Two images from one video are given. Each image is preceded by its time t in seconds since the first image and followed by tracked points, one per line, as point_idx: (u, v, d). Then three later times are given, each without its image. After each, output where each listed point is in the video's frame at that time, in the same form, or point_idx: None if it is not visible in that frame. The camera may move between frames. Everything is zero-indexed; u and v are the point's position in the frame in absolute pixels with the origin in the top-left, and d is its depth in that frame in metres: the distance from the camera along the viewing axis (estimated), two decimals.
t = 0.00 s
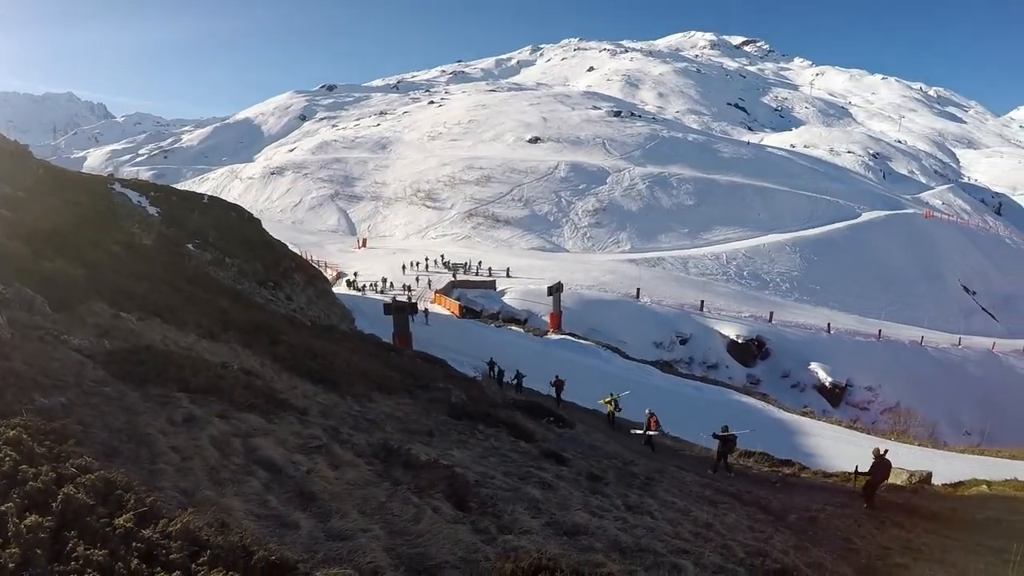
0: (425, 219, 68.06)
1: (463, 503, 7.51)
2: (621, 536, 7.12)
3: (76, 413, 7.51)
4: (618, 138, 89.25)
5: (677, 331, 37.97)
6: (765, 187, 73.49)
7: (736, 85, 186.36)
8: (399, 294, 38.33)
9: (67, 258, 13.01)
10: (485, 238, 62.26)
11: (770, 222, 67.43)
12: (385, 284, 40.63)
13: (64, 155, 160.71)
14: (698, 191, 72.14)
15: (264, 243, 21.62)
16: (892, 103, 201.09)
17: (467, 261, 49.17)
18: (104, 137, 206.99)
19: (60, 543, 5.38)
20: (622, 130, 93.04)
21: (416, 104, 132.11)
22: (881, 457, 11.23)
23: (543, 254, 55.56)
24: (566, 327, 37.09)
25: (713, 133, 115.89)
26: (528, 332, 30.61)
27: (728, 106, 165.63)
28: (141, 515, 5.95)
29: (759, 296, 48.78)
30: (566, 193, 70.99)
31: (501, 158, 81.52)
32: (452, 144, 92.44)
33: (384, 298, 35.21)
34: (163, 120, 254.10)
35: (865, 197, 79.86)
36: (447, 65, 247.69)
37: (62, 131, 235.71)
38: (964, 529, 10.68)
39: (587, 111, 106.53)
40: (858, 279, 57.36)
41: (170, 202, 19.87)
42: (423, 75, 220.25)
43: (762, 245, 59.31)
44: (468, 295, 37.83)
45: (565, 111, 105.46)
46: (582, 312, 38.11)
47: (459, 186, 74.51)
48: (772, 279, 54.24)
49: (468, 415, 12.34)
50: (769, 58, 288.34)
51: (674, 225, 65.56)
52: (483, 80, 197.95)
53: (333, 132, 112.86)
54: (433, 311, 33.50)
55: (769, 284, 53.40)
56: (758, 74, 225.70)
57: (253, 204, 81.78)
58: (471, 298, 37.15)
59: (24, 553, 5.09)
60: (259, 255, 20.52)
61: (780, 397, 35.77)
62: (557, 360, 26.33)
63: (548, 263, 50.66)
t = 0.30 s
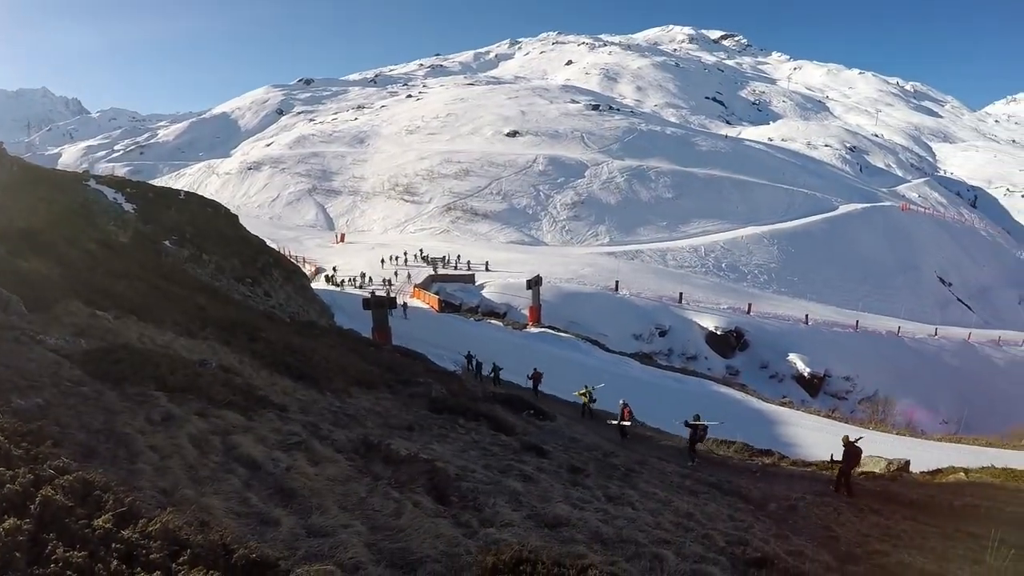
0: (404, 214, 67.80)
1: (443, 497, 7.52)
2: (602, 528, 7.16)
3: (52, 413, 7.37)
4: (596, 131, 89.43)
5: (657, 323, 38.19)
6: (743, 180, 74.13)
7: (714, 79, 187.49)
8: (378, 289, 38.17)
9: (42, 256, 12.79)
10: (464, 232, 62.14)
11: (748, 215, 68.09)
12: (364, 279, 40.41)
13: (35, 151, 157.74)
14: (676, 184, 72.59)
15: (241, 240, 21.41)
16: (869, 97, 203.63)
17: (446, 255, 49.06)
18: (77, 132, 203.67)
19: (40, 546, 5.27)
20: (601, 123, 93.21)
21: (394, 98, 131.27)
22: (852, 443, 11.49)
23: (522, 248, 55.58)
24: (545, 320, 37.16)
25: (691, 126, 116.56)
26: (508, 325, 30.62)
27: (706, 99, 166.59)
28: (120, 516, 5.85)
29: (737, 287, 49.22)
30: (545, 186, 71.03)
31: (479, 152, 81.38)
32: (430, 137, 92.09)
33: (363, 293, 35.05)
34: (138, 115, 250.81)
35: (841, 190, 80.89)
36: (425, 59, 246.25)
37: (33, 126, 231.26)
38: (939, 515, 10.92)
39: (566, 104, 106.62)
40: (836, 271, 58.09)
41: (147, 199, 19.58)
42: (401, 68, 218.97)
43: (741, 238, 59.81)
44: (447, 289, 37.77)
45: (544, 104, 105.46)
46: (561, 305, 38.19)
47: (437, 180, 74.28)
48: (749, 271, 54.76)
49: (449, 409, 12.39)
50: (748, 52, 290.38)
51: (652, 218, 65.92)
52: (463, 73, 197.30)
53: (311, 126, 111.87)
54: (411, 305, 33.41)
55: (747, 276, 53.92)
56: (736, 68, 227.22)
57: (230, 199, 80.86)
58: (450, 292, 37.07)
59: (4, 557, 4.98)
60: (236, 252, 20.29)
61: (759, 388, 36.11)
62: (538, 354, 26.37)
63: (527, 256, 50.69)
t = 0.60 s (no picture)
0: (385, 208, 67.55)
1: (426, 492, 7.52)
2: (584, 521, 7.19)
3: (31, 413, 7.24)
4: (578, 126, 89.53)
5: (639, 317, 38.31)
6: (724, 175, 74.64)
7: (696, 74, 188.31)
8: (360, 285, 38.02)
9: (21, 254, 12.58)
10: (446, 227, 62.02)
11: (729, 209, 68.62)
12: (346, 275, 40.23)
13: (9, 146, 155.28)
14: (658, 178, 72.91)
15: (222, 236, 21.22)
16: (851, 93, 205.74)
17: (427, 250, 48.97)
18: (56, 128, 201.32)
19: (20, 546, 5.17)
20: (582, 118, 93.30)
21: (375, 92, 130.52)
22: (824, 434, 11.85)
23: (503, 242, 55.57)
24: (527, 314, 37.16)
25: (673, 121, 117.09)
26: (490, 320, 30.63)
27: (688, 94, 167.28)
28: (101, 515, 5.78)
29: (718, 281, 49.55)
30: (526, 180, 71.03)
31: (461, 146, 81.17)
32: (411, 132, 91.74)
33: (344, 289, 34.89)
34: (117, 110, 248.01)
35: (821, 185, 81.73)
36: (407, 53, 245.10)
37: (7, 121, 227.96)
38: (917, 506, 11.09)
39: (548, 99, 106.64)
40: (817, 265, 58.64)
41: (126, 195, 19.33)
42: (383, 63, 217.70)
43: (723, 232, 60.23)
44: (429, 284, 37.68)
45: (526, 99, 105.39)
46: (543, 300, 38.23)
47: (419, 174, 74.02)
48: (731, 265, 55.15)
49: (431, 404, 12.41)
50: (729, 48, 292.01)
51: (634, 213, 66.18)
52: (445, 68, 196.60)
53: (292, 121, 111.10)
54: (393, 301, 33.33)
55: (728, 270, 54.29)
56: (718, 64, 228.45)
57: (211, 195, 80.17)
58: (432, 287, 36.98)
59: None
60: (217, 248, 20.11)
61: (741, 381, 36.40)
62: (521, 349, 26.37)
63: (509, 251, 50.67)
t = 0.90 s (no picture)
0: (364, 204, 67.26)
1: (408, 487, 7.51)
2: (567, 514, 7.21)
3: (9, 417, 7.13)
4: (557, 119, 89.52)
5: (619, 310, 38.51)
6: (703, 168, 75.11)
7: (675, 67, 189.00)
8: (339, 281, 37.82)
9: None
10: (425, 221, 61.84)
11: (707, 202, 69.12)
12: (325, 271, 40.02)
13: None
14: (637, 171, 73.17)
15: (200, 234, 21.02)
16: (829, 86, 207.61)
17: (406, 245, 48.80)
18: (30, 125, 198.15)
19: None
20: (561, 111, 93.30)
21: (354, 87, 129.57)
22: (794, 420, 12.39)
23: (483, 236, 55.52)
24: (507, 309, 37.17)
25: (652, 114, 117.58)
26: (471, 314, 30.60)
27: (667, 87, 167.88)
28: (81, 518, 5.69)
29: (697, 273, 49.90)
30: (505, 174, 70.94)
31: (440, 141, 80.86)
32: (390, 127, 91.24)
33: (324, 285, 34.72)
34: (93, 107, 244.46)
35: (799, 177, 82.54)
36: (386, 48, 243.51)
37: None
38: (895, 492, 11.28)
39: (527, 93, 106.52)
40: (796, 256, 59.23)
41: (103, 193, 19.03)
42: (361, 57, 216.08)
43: (702, 225, 60.61)
44: (409, 279, 37.59)
45: (505, 92, 105.20)
46: (524, 294, 38.24)
47: (398, 169, 73.69)
48: (710, 257, 55.54)
49: (412, 400, 12.41)
50: (708, 41, 293.63)
51: (613, 206, 66.40)
52: (425, 62, 195.61)
53: (270, 116, 110.01)
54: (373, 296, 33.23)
55: (707, 262, 54.66)
56: (697, 57, 229.38)
57: (188, 192, 79.26)
58: (412, 282, 36.91)
59: None
60: (195, 246, 19.89)
61: (721, 371, 36.73)
62: (503, 343, 26.38)
63: (488, 244, 50.63)
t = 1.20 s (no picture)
0: (341, 202, 66.88)
1: (382, 487, 7.51)
2: (542, 513, 7.23)
3: None
4: (535, 119, 89.64)
5: (595, 310, 38.73)
6: (681, 169, 75.69)
7: (655, 69, 190.13)
8: (315, 279, 37.56)
9: None
10: (402, 220, 61.63)
11: (684, 203, 69.68)
12: (301, 269, 39.73)
13: None
14: (615, 172, 73.50)
15: (175, 231, 20.75)
16: (806, 91, 210.16)
17: (382, 244, 48.60)
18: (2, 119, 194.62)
19: None
20: (540, 111, 93.44)
21: (332, 84, 128.71)
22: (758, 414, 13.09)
23: (460, 236, 55.44)
24: (484, 309, 37.19)
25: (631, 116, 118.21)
26: (448, 314, 30.53)
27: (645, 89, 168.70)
28: (52, 517, 5.59)
29: (673, 274, 50.28)
30: (483, 174, 70.88)
31: (418, 140, 80.59)
32: (368, 124, 90.77)
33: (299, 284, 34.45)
34: (68, 101, 240.87)
35: (776, 180, 83.53)
36: (365, 45, 242.27)
37: None
38: (866, 490, 11.48)
39: (506, 93, 106.57)
40: (773, 258, 59.89)
41: (77, 188, 18.74)
42: (340, 54, 214.85)
43: (678, 226, 61.02)
44: (386, 278, 37.44)
45: (484, 92, 105.19)
46: (500, 294, 38.24)
47: (375, 167, 73.37)
48: (686, 259, 55.98)
49: (388, 399, 12.41)
50: (687, 45, 296.00)
51: (590, 206, 66.68)
52: (405, 60, 194.90)
53: (247, 113, 108.91)
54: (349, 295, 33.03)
55: (683, 263, 55.08)
56: (676, 60, 230.98)
57: (163, 188, 78.23)
58: (389, 281, 36.74)
59: None
60: (170, 243, 19.64)
61: (696, 371, 37.11)
62: (480, 343, 26.39)
63: (464, 244, 50.57)
